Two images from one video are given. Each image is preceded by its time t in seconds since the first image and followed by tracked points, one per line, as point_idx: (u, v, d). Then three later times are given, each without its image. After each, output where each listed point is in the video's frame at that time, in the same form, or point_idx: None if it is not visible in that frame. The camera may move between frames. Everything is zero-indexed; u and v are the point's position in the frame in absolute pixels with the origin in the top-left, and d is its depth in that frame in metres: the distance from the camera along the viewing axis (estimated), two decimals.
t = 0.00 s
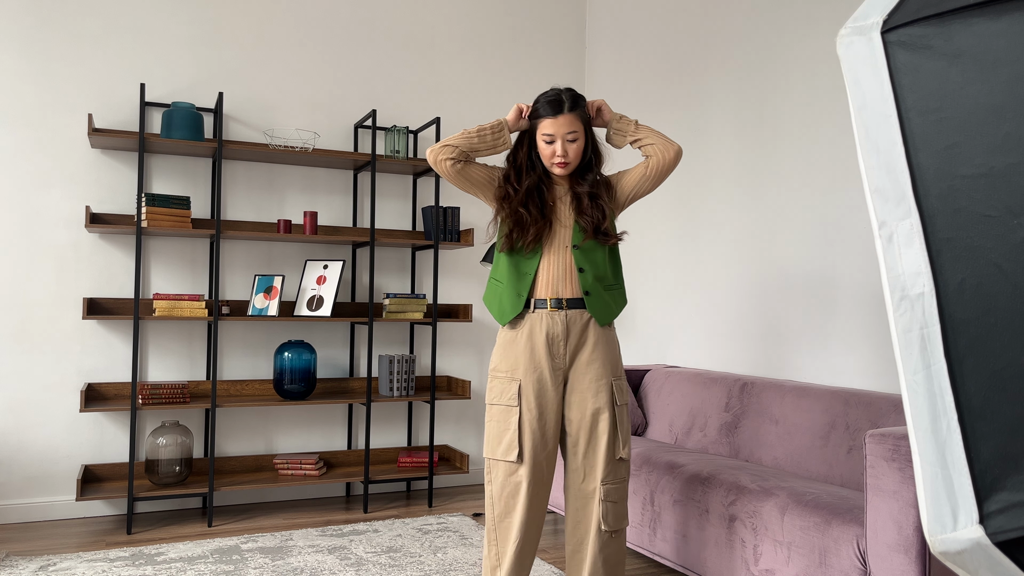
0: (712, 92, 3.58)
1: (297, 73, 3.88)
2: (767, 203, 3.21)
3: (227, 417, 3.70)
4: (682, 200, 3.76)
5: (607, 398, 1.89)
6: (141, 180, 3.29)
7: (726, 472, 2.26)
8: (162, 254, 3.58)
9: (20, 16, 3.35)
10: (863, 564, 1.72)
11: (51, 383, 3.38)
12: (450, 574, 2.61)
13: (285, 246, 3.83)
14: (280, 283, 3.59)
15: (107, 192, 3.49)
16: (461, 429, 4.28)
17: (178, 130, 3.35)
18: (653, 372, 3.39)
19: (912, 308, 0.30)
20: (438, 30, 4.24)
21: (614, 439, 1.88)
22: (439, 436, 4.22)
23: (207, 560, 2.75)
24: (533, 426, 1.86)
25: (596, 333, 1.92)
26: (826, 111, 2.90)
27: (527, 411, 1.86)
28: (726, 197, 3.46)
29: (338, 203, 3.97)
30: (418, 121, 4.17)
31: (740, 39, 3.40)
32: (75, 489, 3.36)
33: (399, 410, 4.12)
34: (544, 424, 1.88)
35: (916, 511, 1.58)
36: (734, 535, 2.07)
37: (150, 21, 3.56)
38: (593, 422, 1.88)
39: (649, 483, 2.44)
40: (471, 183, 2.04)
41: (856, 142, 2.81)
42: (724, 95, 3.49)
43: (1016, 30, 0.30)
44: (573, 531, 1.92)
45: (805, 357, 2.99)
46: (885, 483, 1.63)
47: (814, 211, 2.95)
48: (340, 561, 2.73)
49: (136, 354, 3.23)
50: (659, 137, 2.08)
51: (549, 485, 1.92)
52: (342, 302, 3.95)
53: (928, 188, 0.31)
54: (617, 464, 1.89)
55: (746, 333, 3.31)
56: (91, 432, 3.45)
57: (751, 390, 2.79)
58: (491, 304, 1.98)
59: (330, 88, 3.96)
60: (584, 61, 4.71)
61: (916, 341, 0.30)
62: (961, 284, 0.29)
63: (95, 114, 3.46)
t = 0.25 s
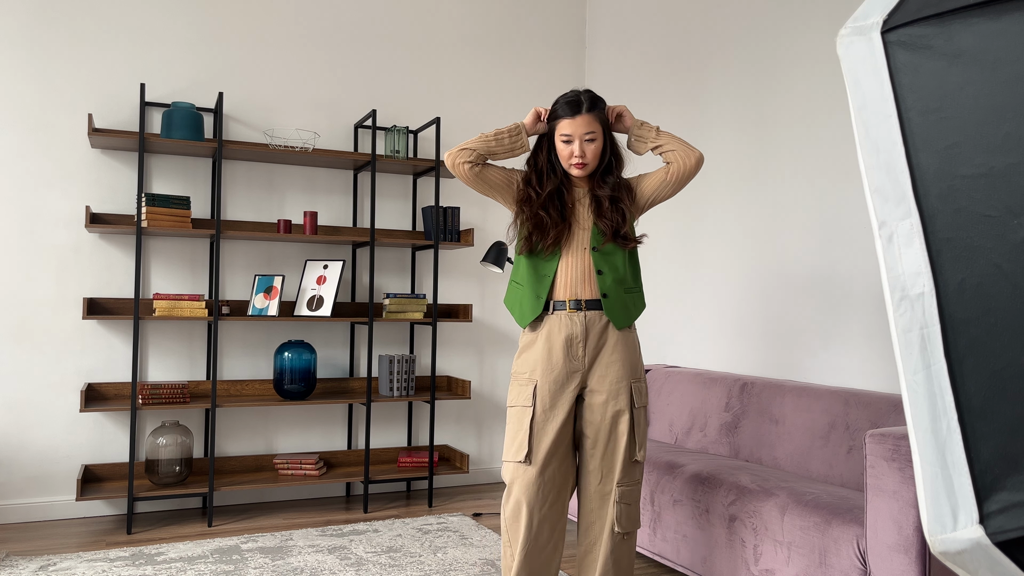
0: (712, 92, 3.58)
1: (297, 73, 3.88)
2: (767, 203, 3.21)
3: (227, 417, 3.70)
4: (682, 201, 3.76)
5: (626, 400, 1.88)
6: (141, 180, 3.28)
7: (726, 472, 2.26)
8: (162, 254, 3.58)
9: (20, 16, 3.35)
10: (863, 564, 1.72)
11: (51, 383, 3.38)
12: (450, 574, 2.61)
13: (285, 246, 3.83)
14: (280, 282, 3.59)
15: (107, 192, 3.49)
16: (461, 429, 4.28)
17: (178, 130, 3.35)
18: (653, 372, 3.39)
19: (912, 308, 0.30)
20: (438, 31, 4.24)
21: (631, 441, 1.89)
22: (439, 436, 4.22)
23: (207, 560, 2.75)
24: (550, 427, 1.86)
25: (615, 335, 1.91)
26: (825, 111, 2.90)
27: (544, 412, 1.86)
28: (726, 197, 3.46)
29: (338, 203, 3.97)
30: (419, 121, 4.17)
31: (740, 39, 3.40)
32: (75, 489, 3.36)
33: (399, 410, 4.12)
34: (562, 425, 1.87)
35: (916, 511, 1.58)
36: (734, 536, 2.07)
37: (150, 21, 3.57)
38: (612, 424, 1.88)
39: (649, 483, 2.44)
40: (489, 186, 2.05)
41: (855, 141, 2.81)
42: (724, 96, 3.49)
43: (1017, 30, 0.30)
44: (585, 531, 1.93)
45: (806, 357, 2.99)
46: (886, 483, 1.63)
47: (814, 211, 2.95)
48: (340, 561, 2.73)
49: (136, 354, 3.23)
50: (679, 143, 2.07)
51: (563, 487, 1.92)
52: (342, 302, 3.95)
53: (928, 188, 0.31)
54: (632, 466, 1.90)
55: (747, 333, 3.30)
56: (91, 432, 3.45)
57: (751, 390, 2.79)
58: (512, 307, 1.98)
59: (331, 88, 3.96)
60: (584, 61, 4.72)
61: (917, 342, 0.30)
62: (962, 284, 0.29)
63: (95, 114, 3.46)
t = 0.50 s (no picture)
0: (708, 92, 3.58)
1: (293, 73, 3.88)
2: (763, 204, 3.22)
3: (222, 417, 3.69)
4: (677, 201, 3.77)
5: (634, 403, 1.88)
6: (137, 180, 3.27)
7: (722, 473, 2.26)
8: (157, 254, 3.57)
9: (14, 15, 3.34)
10: (858, 564, 1.72)
11: (46, 383, 3.37)
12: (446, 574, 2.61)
13: (281, 246, 3.82)
14: (276, 282, 3.58)
15: (102, 191, 3.48)
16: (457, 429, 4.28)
17: (173, 130, 3.34)
18: (649, 372, 3.40)
19: (908, 307, 0.30)
20: (434, 31, 4.24)
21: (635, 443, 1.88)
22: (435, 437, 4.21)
23: (202, 560, 2.74)
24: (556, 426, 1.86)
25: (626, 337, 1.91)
26: (821, 112, 2.91)
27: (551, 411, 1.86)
28: (721, 198, 3.46)
29: (334, 203, 3.96)
30: (415, 121, 4.17)
31: (736, 40, 3.41)
32: (70, 490, 3.35)
33: (395, 410, 4.11)
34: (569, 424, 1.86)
35: (911, 511, 1.58)
36: (730, 536, 2.07)
37: (145, 20, 3.56)
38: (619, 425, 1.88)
39: (644, 483, 2.44)
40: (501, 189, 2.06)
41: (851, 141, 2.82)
42: (720, 96, 3.50)
43: (1012, 31, 0.30)
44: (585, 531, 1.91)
45: (801, 357, 2.99)
46: (881, 483, 1.63)
47: (809, 212, 2.96)
48: (335, 562, 2.73)
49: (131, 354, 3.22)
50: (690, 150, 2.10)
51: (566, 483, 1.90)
52: (338, 302, 3.94)
53: (924, 187, 0.31)
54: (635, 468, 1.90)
55: (742, 333, 3.31)
56: (86, 433, 3.45)
57: (746, 390, 2.80)
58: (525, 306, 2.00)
59: (326, 88, 3.96)
60: (580, 61, 4.72)
61: (912, 342, 0.29)
62: (958, 283, 0.29)
63: (90, 114, 3.45)
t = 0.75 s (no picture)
0: (708, 92, 3.58)
1: (293, 73, 3.88)
2: (763, 204, 3.22)
3: (222, 417, 3.69)
4: (677, 201, 3.77)
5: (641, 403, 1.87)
6: (137, 180, 3.27)
7: (722, 473, 2.27)
8: (157, 254, 3.57)
9: (14, 14, 3.34)
10: (858, 563, 1.72)
11: (46, 383, 3.38)
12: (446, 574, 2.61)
13: (281, 246, 3.82)
14: (276, 282, 3.58)
15: (102, 191, 3.48)
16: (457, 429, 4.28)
17: (173, 130, 3.34)
18: (648, 372, 3.40)
19: (908, 308, 0.30)
20: (434, 31, 4.24)
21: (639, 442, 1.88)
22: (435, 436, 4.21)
23: (202, 560, 2.74)
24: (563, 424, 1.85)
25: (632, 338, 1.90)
26: (822, 112, 2.91)
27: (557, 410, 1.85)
28: (721, 198, 3.46)
29: (334, 204, 3.96)
30: (415, 121, 4.17)
31: (736, 39, 3.41)
32: (70, 490, 3.35)
33: (394, 410, 4.11)
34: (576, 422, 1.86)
35: (912, 511, 1.58)
36: (729, 536, 2.07)
37: (145, 20, 3.56)
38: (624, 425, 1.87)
39: (644, 483, 2.44)
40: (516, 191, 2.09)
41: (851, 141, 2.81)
42: (720, 97, 3.49)
43: (1012, 30, 0.30)
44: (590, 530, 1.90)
45: (801, 357, 2.99)
46: (881, 483, 1.63)
47: (809, 211, 2.96)
48: (335, 562, 2.73)
49: (131, 354, 3.22)
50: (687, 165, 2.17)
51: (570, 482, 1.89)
52: (338, 302, 3.94)
53: (924, 188, 0.31)
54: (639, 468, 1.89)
55: (742, 333, 3.31)
56: (86, 432, 3.45)
57: (746, 390, 2.80)
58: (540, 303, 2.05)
59: (327, 88, 3.96)
60: (580, 61, 4.72)
61: (912, 341, 0.29)
62: (958, 284, 0.29)
63: (90, 114, 3.45)
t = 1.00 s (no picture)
0: (708, 93, 3.58)
1: (294, 73, 3.88)
2: (763, 204, 3.22)
3: (222, 417, 3.69)
4: (677, 201, 3.77)
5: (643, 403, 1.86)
6: (137, 180, 3.27)
7: (722, 473, 2.27)
8: (157, 254, 3.57)
9: (15, 15, 3.34)
10: (858, 564, 1.72)
11: (47, 384, 3.38)
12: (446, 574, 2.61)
13: (281, 245, 3.82)
14: (276, 282, 3.58)
15: (102, 191, 3.48)
16: (457, 430, 4.28)
17: (173, 130, 3.34)
18: (648, 373, 3.40)
19: (908, 308, 0.30)
20: (434, 31, 4.24)
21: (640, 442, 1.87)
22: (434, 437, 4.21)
23: (202, 560, 2.74)
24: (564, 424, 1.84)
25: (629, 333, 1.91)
26: (822, 112, 2.91)
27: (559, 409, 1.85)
28: (721, 198, 3.46)
29: (334, 204, 3.97)
30: (415, 121, 4.17)
31: (735, 39, 3.41)
32: (70, 490, 3.35)
33: (394, 410, 4.11)
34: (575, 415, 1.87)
35: (912, 511, 1.59)
36: (730, 536, 2.07)
37: (146, 21, 3.56)
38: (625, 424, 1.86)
39: (644, 483, 2.44)
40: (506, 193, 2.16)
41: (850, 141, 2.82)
42: (720, 97, 3.50)
43: (1013, 30, 0.30)
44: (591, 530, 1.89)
45: (802, 357, 2.99)
46: (880, 483, 1.63)
47: (809, 212, 2.96)
48: (335, 562, 2.73)
49: (131, 353, 3.22)
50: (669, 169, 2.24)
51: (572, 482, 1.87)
52: (338, 302, 3.94)
53: (923, 188, 0.31)
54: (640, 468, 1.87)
55: (742, 333, 3.31)
56: (86, 432, 3.45)
57: (746, 390, 2.80)
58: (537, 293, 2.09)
59: (327, 88, 3.96)
60: (580, 62, 4.72)
61: (912, 342, 0.29)
62: (958, 283, 0.29)
63: (90, 114, 3.45)
